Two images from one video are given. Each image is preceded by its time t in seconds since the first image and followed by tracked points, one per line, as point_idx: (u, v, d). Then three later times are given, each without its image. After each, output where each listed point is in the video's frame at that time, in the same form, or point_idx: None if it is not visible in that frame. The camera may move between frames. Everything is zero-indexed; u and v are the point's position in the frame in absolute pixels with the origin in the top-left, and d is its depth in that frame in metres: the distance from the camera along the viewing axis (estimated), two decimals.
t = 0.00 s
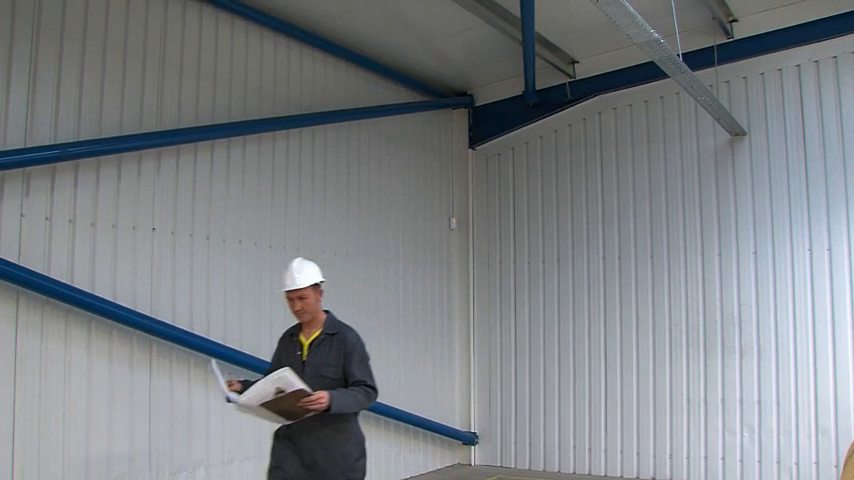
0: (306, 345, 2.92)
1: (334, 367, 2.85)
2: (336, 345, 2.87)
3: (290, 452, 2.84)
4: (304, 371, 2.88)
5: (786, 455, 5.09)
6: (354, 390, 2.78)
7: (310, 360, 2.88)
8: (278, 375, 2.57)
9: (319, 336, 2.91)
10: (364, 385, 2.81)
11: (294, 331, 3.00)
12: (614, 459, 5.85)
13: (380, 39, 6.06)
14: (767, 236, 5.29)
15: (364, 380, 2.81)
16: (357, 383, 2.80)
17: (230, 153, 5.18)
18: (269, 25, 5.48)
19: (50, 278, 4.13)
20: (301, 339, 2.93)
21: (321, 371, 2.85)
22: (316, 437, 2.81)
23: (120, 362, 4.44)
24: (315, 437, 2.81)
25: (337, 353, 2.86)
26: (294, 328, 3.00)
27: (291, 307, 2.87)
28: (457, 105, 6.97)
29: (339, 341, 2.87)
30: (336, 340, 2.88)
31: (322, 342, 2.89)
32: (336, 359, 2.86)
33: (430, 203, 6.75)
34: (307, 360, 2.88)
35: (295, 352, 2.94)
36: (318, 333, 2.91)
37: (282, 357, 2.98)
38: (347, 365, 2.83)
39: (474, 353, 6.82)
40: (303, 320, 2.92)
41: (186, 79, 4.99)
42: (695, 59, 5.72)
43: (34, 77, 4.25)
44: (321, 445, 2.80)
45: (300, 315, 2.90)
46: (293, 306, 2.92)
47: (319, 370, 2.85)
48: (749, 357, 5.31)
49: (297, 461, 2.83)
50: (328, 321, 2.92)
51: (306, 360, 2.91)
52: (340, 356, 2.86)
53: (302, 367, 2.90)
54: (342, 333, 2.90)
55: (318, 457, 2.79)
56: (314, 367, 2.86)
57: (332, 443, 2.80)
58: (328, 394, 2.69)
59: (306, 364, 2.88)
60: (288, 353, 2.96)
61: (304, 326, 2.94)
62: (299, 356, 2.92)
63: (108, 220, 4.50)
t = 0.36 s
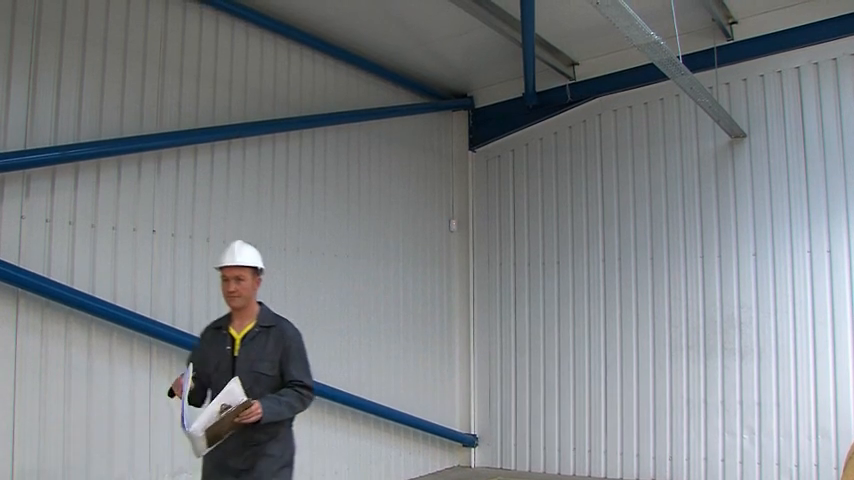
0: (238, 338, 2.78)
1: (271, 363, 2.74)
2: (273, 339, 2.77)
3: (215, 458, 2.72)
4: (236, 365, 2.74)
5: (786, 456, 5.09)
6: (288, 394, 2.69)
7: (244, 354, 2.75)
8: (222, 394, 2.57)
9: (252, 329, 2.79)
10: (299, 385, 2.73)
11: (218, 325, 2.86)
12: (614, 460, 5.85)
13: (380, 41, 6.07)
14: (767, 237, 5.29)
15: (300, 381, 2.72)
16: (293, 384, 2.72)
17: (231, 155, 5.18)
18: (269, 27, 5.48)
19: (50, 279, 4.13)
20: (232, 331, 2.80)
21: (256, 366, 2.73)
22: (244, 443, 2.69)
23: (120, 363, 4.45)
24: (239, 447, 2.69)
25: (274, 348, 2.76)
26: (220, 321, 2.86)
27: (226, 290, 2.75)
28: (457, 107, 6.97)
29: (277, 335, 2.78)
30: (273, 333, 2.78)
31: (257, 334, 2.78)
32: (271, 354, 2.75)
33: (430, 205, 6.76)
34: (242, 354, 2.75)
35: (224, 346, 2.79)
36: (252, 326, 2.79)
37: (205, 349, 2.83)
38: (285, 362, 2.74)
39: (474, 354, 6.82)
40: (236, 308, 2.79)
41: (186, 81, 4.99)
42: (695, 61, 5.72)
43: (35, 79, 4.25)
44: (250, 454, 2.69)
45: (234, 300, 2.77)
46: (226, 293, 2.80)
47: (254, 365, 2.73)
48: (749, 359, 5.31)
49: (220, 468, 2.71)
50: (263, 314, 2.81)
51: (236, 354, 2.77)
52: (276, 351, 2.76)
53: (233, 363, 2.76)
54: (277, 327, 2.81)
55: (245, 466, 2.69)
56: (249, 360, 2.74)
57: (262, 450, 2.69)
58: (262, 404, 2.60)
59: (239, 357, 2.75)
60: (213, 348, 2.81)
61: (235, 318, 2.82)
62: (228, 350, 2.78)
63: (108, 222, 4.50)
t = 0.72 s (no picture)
0: (181, 353, 2.59)
1: (217, 383, 2.57)
2: (223, 357, 2.60)
3: None
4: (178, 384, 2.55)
5: (786, 459, 5.08)
6: (229, 420, 2.52)
7: (187, 372, 2.56)
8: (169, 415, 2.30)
9: (198, 344, 2.60)
10: (242, 412, 2.56)
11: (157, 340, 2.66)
12: (614, 462, 5.85)
13: (380, 43, 6.07)
14: (767, 239, 5.29)
15: (244, 407, 2.56)
16: (236, 409, 2.56)
17: (231, 157, 5.19)
18: (269, 29, 5.49)
19: (50, 281, 4.14)
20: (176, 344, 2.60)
21: (199, 387, 2.55)
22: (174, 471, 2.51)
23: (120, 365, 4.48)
24: (163, 470, 2.51)
25: (223, 367, 2.59)
26: (159, 335, 2.66)
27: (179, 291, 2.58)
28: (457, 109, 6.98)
29: (226, 354, 2.62)
30: (221, 351, 2.62)
31: (202, 350, 2.60)
32: (216, 375, 2.58)
33: (430, 207, 6.76)
34: (187, 370, 2.56)
35: (166, 360, 2.60)
36: (199, 340, 2.61)
37: (143, 365, 2.62)
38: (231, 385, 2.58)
39: (474, 356, 6.82)
40: (185, 316, 2.62)
41: (186, 83, 4.99)
42: (695, 64, 5.73)
43: (35, 81, 4.26)
44: None
45: (182, 305, 2.60)
46: (176, 297, 2.62)
47: (198, 385, 2.55)
48: (749, 361, 5.30)
49: None
50: (210, 331, 2.64)
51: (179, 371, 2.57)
52: (224, 371, 2.60)
53: (174, 380, 2.57)
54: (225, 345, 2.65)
55: None
56: (192, 380, 2.55)
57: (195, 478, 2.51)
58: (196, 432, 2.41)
59: (181, 375, 2.56)
60: (153, 360, 2.61)
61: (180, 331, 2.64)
62: (170, 366, 2.58)
63: (108, 224, 4.50)
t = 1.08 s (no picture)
0: (107, 356, 2.54)
1: (141, 390, 2.49)
2: (149, 358, 2.54)
3: None
4: (100, 390, 2.49)
5: (786, 471, 5.06)
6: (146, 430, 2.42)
7: (109, 377, 2.50)
8: (41, 414, 2.15)
9: (125, 346, 2.55)
10: (165, 421, 2.47)
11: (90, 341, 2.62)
12: (615, 474, 5.84)
13: (381, 55, 6.09)
14: (767, 251, 5.29)
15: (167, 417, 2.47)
16: (158, 419, 2.46)
17: (231, 169, 5.20)
18: (270, 42, 5.51)
19: (49, 293, 4.14)
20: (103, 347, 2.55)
21: (121, 394, 2.48)
22: None
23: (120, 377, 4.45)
24: None
25: (148, 370, 2.52)
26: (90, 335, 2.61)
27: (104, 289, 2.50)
28: (457, 121, 7.00)
29: (153, 356, 2.55)
30: (149, 352, 2.56)
31: (128, 352, 2.54)
32: (141, 381, 2.50)
33: (430, 219, 6.76)
34: (110, 375, 2.50)
35: (91, 365, 2.55)
36: (125, 342, 2.56)
37: (73, 371, 2.58)
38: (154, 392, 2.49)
39: (474, 368, 6.81)
40: (113, 315, 2.55)
41: (186, 95, 5.00)
42: (694, 76, 5.78)
43: (35, 94, 4.27)
44: None
45: (110, 303, 2.51)
46: (102, 293, 2.54)
47: (119, 391, 2.48)
48: (750, 372, 5.29)
49: None
50: (138, 331, 2.59)
51: (102, 376, 2.51)
52: (150, 377, 2.52)
53: (97, 384, 2.51)
54: (154, 346, 2.59)
55: None
56: (113, 387, 2.49)
57: None
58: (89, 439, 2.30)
59: (102, 381, 2.50)
60: (81, 367, 2.56)
61: (108, 330, 2.58)
62: (95, 371, 2.53)
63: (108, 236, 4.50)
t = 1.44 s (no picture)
0: None
1: (43, 417, 2.29)
2: (51, 379, 2.33)
3: None
4: None
5: None
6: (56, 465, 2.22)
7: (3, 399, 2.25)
8: None
9: (18, 362, 2.31)
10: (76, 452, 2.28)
11: None
12: None
13: (381, 69, 6.11)
14: (767, 264, 5.29)
15: (78, 448, 2.28)
16: (68, 452, 2.27)
17: (232, 182, 5.21)
18: (270, 55, 5.53)
19: (48, 305, 4.14)
20: None
21: (19, 422, 2.24)
22: None
23: (120, 391, 4.43)
24: None
25: (51, 394, 2.32)
26: None
27: None
28: (457, 134, 7.01)
29: (54, 376, 2.34)
30: (49, 371, 2.35)
31: (25, 371, 2.31)
32: (44, 406, 2.29)
33: (431, 232, 6.77)
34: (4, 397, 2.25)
35: None
36: (20, 358, 2.32)
37: None
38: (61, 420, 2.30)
39: (474, 382, 6.80)
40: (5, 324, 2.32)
41: (187, 108, 5.02)
42: (693, 89, 5.78)
43: (37, 107, 4.29)
44: None
45: (3, 311, 2.30)
46: None
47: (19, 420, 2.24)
48: (750, 385, 5.29)
49: None
50: (36, 347, 2.35)
51: None
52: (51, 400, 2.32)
53: None
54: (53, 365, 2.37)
55: None
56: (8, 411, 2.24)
57: None
58: None
59: None
60: None
61: None
62: None
63: (108, 249, 4.51)
